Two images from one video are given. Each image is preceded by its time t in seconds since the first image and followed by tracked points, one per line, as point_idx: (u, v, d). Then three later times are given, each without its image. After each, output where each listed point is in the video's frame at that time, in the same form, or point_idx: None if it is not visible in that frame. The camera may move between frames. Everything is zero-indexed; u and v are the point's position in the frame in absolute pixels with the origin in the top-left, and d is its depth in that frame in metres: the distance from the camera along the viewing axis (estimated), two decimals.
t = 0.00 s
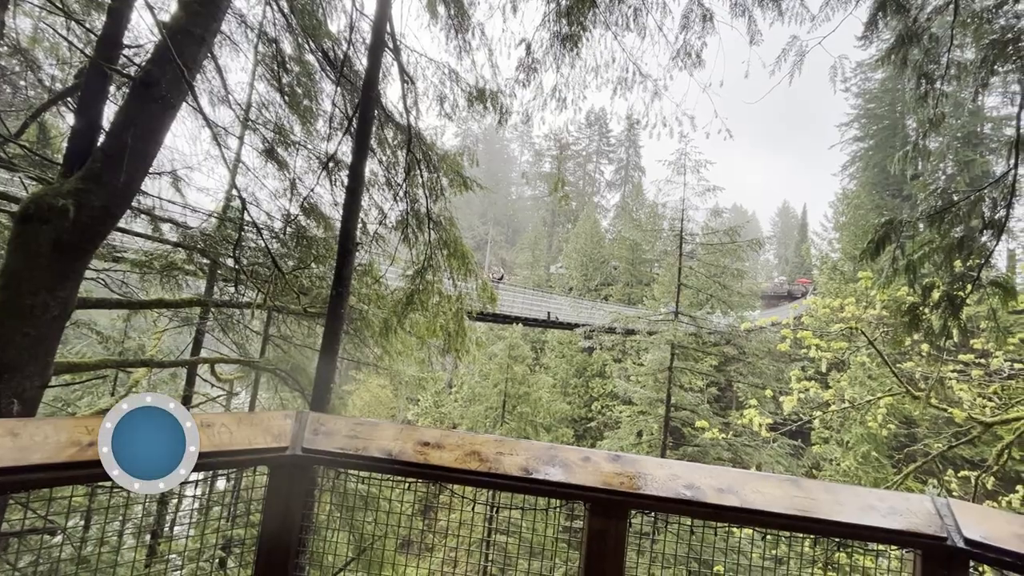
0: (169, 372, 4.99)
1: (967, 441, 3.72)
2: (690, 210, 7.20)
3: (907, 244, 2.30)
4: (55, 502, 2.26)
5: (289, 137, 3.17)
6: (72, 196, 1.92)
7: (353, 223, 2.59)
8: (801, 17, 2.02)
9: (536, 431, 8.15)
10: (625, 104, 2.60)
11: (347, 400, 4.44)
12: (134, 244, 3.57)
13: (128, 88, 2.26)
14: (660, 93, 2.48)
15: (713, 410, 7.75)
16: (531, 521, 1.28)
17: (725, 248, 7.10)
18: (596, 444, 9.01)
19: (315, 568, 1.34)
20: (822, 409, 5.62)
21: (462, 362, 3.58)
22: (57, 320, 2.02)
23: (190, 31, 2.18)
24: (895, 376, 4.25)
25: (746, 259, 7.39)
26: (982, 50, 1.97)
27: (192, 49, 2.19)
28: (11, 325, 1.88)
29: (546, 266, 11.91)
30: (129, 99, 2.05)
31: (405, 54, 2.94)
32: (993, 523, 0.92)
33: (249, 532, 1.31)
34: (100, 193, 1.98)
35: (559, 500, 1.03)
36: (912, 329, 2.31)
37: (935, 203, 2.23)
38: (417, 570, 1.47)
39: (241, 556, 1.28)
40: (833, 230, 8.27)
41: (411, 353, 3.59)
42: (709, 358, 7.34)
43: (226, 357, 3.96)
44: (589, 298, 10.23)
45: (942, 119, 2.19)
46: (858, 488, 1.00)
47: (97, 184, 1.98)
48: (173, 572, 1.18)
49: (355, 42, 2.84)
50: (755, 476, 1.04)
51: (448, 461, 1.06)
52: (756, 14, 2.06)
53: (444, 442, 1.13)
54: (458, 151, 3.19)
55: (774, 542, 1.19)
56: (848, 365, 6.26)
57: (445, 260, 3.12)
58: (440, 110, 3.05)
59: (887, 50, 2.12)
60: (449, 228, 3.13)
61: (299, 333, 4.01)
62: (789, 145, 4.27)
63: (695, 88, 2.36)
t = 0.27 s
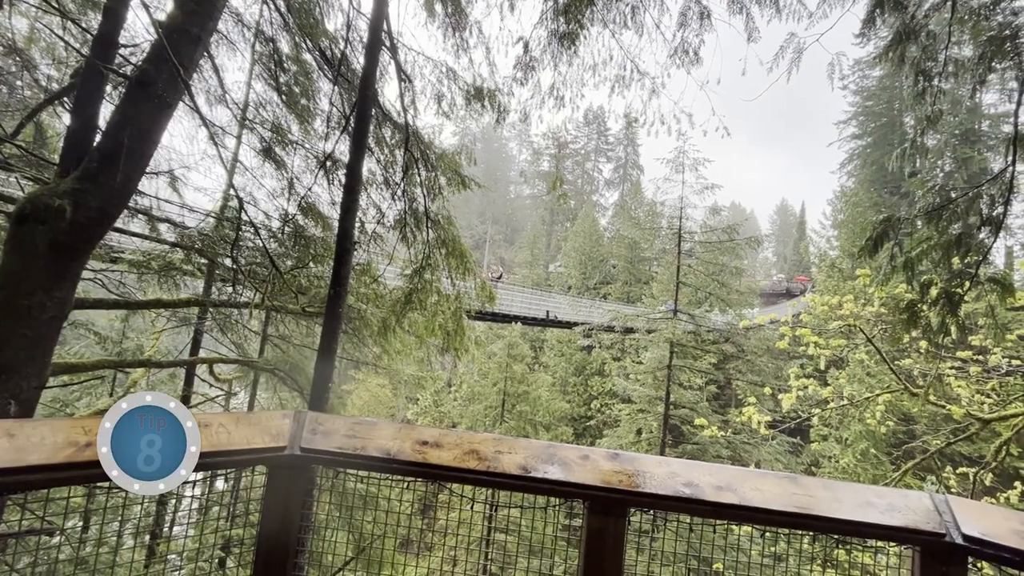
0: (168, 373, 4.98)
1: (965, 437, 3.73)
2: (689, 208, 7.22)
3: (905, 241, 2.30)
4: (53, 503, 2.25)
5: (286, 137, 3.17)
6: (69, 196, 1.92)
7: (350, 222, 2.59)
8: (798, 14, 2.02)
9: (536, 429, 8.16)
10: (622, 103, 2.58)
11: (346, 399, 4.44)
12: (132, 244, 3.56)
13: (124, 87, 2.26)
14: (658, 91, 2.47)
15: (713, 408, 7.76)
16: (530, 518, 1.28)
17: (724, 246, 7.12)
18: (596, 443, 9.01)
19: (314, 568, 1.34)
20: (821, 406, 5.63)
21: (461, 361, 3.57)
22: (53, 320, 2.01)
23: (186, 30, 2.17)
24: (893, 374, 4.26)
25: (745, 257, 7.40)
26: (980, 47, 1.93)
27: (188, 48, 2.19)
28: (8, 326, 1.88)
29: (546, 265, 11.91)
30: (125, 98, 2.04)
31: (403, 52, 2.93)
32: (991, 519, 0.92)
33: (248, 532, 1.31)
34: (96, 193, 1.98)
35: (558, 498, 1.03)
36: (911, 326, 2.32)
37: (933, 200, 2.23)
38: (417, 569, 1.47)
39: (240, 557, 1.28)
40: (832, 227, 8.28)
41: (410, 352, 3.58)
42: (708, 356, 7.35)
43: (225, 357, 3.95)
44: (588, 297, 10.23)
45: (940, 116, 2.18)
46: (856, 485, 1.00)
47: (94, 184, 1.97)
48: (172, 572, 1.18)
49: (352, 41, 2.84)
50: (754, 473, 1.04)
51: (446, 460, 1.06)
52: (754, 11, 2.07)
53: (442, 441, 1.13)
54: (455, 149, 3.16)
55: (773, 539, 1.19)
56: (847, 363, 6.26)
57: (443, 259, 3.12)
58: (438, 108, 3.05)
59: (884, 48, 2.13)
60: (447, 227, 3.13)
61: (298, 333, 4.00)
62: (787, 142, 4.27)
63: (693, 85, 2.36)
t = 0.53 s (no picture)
0: (170, 373, 4.99)
1: (968, 434, 3.72)
2: (690, 206, 7.22)
3: (908, 238, 2.29)
4: (56, 504, 2.25)
5: (287, 137, 3.16)
6: (69, 197, 1.92)
7: (351, 222, 2.59)
8: (799, 9, 2.04)
9: (538, 428, 8.16)
10: (624, 100, 2.57)
11: (348, 399, 4.44)
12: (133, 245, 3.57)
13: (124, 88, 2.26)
14: (659, 88, 2.47)
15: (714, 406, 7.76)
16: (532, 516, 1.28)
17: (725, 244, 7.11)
18: (597, 441, 9.01)
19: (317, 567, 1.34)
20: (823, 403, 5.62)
21: (462, 360, 3.58)
22: (55, 321, 2.02)
23: (186, 30, 2.17)
24: (896, 370, 4.26)
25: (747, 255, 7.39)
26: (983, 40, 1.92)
27: (188, 48, 2.19)
28: (10, 328, 1.88)
29: (547, 264, 11.90)
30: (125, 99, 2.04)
31: (403, 51, 2.93)
32: (996, 515, 0.92)
33: (252, 532, 1.31)
34: (97, 194, 1.98)
35: (561, 497, 1.03)
36: (914, 322, 2.31)
37: (935, 196, 2.22)
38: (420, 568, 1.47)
39: (243, 557, 1.28)
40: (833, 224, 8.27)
41: (412, 351, 3.58)
42: (710, 354, 7.35)
43: (226, 357, 3.96)
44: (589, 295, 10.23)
45: (942, 112, 2.16)
46: (860, 481, 0.99)
47: (95, 185, 1.97)
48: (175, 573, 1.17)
49: (352, 40, 2.84)
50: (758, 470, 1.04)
51: (449, 459, 1.06)
52: (755, 7, 2.05)
53: (445, 440, 1.13)
54: (455, 149, 3.18)
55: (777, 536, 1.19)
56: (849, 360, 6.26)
57: (444, 258, 3.11)
58: (439, 107, 3.04)
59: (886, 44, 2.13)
60: (448, 226, 3.13)
61: (299, 333, 4.00)
62: (788, 139, 4.26)
63: (694, 82, 2.36)
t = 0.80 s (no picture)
0: (176, 375, 5.01)
1: (976, 430, 3.70)
2: (693, 203, 7.27)
3: (913, 233, 2.28)
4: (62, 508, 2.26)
5: (289, 139, 3.18)
6: (73, 200, 1.92)
7: (353, 223, 2.60)
8: (802, 4, 2.04)
9: (542, 427, 8.16)
10: (625, 97, 2.57)
11: (353, 400, 4.45)
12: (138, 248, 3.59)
13: (126, 91, 2.27)
14: (660, 85, 2.45)
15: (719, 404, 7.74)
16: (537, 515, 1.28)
17: (729, 242, 7.10)
18: (602, 441, 9.00)
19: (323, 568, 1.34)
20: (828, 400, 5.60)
21: (466, 360, 3.58)
22: (61, 325, 2.02)
23: (187, 33, 2.17)
24: (901, 366, 4.24)
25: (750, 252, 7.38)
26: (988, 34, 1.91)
27: (188, 51, 2.19)
28: (16, 331, 1.89)
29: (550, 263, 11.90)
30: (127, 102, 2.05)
31: (403, 52, 2.94)
32: (1006, 512, 0.91)
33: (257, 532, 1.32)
34: (101, 198, 1.98)
35: (564, 496, 1.03)
36: (920, 319, 2.29)
37: (940, 191, 2.21)
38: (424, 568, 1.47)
39: (249, 558, 1.28)
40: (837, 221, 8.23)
41: (416, 351, 3.58)
42: (714, 352, 7.34)
43: (231, 359, 3.98)
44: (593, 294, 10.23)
45: (946, 106, 2.14)
46: (867, 478, 0.98)
47: (98, 188, 1.97)
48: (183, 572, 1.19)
49: (351, 40, 2.84)
50: (764, 468, 1.03)
51: (452, 459, 1.06)
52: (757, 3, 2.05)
53: (448, 440, 1.12)
54: (455, 147, 3.14)
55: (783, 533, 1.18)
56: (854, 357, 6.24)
57: (447, 258, 3.11)
58: (440, 107, 3.03)
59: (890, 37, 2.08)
60: (451, 226, 3.13)
61: (303, 334, 4.01)
62: (791, 136, 4.25)
63: (696, 79, 2.34)
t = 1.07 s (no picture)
0: (186, 379, 5.05)
1: (992, 428, 3.64)
2: (699, 201, 7.28)
3: (925, 229, 2.25)
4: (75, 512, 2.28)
5: (296, 143, 3.23)
6: (84, 207, 1.93)
7: (360, 225, 2.57)
8: None
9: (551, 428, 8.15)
10: (630, 96, 2.55)
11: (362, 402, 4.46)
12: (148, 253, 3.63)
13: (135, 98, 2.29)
14: (666, 84, 2.43)
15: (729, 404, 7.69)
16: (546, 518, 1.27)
17: (736, 239, 7.13)
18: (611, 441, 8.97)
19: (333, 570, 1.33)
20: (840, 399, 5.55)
21: (474, 362, 3.57)
22: (73, 331, 2.04)
23: (194, 39, 2.19)
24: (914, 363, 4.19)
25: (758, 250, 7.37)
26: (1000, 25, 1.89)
27: (196, 57, 2.21)
28: (31, 336, 1.92)
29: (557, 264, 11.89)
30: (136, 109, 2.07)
31: (408, 54, 2.91)
32: None
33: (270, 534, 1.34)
34: (111, 204, 2.00)
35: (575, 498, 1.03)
36: (934, 316, 2.26)
37: (952, 186, 2.18)
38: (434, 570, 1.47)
39: (260, 561, 1.29)
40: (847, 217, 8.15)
41: (423, 353, 3.58)
42: (723, 351, 7.30)
43: (241, 363, 4.00)
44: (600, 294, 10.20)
45: (957, 100, 2.11)
46: (879, 479, 0.99)
47: (108, 195, 2.00)
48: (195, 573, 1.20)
49: (356, 44, 2.80)
50: (774, 471, 1.03)
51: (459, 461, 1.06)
52: None
53: (461, 444, 1.15)
54: (461, 150, 3.22)
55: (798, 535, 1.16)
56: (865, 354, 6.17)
57: (454, 260, 3.11)
58: (445, 109, 3.03)
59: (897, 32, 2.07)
60: (457, 227, 3.13)
61: (311, 337, 4.02)
62: (798, 133, 4.23)
63: (703, 76, 2.37)
